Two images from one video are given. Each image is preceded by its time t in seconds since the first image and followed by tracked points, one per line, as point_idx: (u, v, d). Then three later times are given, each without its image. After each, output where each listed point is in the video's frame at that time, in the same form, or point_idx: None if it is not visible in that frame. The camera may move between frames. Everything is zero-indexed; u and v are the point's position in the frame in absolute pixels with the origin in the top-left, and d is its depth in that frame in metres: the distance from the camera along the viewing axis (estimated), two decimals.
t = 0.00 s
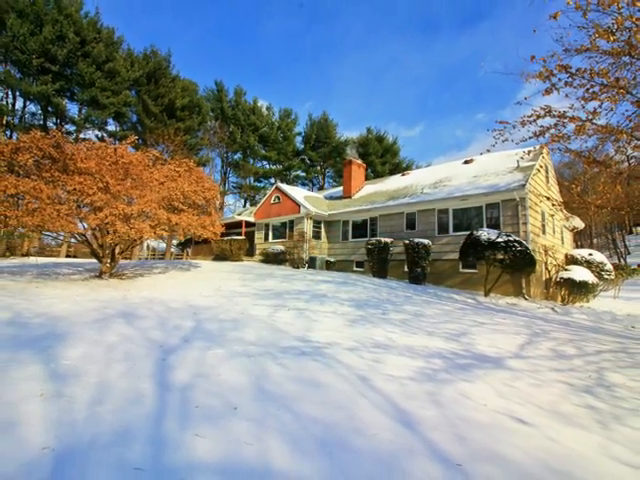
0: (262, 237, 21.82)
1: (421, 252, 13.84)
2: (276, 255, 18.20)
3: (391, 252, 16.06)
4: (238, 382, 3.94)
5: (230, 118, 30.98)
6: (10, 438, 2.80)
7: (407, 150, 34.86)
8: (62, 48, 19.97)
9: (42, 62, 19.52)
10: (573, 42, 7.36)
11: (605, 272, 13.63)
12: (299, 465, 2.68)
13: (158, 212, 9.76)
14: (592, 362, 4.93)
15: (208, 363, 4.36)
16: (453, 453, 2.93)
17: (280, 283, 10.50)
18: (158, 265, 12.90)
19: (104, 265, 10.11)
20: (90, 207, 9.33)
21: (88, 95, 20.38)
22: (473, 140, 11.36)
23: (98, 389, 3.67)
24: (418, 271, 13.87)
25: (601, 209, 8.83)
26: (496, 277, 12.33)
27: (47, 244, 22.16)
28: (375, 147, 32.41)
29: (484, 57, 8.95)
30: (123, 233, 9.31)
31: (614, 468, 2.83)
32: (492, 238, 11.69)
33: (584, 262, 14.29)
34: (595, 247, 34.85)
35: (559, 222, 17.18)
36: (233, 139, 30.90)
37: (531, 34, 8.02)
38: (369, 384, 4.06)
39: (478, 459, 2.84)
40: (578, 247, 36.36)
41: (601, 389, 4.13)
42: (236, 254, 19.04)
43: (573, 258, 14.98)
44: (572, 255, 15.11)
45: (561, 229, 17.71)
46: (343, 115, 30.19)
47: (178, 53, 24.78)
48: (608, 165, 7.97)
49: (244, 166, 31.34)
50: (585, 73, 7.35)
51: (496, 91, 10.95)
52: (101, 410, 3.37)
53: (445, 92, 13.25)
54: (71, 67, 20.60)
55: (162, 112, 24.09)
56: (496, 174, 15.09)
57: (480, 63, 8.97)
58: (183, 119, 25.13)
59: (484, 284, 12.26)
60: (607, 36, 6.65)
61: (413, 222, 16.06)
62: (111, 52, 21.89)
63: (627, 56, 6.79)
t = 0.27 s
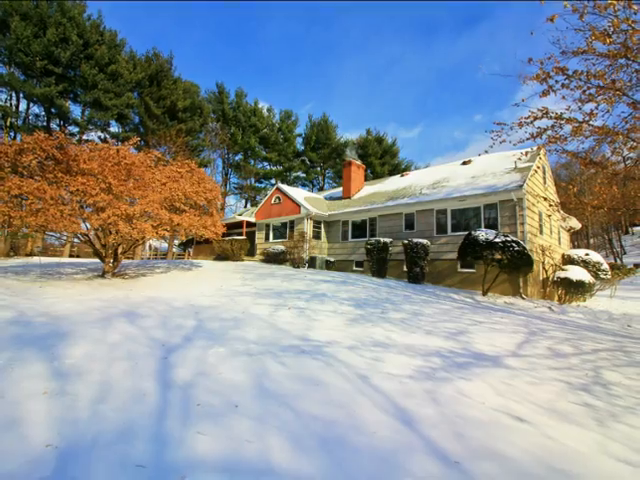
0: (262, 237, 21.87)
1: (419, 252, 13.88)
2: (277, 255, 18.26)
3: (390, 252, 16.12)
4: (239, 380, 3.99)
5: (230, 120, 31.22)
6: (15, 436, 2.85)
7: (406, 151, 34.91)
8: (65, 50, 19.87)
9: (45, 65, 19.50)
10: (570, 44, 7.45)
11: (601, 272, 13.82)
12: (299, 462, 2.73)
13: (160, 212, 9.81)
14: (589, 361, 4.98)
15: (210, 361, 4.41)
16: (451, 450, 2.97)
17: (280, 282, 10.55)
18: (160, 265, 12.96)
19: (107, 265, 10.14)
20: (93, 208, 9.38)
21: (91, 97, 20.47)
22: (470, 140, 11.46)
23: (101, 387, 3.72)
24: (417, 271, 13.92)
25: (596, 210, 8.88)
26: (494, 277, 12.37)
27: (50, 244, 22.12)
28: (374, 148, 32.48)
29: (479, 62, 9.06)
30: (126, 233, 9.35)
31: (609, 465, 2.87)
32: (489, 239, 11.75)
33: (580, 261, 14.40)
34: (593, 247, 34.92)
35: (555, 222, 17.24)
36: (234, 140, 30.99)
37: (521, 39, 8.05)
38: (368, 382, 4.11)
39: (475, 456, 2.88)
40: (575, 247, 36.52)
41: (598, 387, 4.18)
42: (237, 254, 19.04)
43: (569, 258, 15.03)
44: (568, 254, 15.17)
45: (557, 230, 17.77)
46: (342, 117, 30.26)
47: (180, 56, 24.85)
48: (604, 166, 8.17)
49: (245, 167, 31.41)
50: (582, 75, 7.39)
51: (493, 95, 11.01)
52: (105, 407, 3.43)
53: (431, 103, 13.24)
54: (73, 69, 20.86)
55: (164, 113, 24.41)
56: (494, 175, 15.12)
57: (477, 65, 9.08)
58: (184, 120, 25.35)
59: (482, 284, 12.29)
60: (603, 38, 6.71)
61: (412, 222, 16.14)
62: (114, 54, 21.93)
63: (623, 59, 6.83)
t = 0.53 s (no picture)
0: (263, 237, 21.94)
1: (417, 251, 13.92)
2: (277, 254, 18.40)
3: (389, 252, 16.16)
4: (240, 379, 4.04)
5: (232, 121, 30.98)
6: (20, 433, 2.90)
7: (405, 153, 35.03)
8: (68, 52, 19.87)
9: (49, 67, 19.56)
10: (567, 46, 7.54)
11: (597, 272, 13.81)
12: (299, 459, 2.76)
13: (162, 212, 9.87)
14: (586, 359, 5.04)
15: (211, 360, 4.46)
16: (449, 447, 3.01)
17: (280, 282, 10.61)
18: (162, 265, 13.05)
19: (109, 265, 10.19)
20: (96, 208, 9.43)
21: (93, 98, 20.65)
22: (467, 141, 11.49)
23: (104, 386, 3.77)
24: (415, 271, 13.97)
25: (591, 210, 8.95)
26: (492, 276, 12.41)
27: (53, 244, 22.28)
28: (373, 150, 32.64)
29: (477, 65, 9.07)
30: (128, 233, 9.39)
31: (605, 462, 2.92)
32: (487, 239, 11.80)
33: (577, 261, 14.46)
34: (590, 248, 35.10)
35: (553, 222, 17.29)
36: (235, 141, 30.80)
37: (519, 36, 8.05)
38: (368, 381, 4.16)
39: (473, 453, 2.92)
40: (572, 247, 36.66)
41: (595, 385, 4.23)
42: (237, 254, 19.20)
43: (567, 258, 15.10)
44: (566, 254, 15.23)
45: (555, 230, 17.83)
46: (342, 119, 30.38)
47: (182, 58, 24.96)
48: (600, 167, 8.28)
49: (246, 168, 31.54)
50: (579, 77, 7.36)
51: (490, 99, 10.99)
52: (108, 405, 3.47)
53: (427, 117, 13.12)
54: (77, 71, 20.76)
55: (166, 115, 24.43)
56: (492, 175, 15.17)
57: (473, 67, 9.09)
58: (186, 122, 25.51)
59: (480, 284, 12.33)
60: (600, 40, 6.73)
61: (411, 222, 16.19)
62: (117, 56, 22.01)
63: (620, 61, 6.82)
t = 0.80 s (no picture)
0: (264, 237, 22.00)
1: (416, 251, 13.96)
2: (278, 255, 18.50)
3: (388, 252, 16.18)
4: (241, 377, 4.09)
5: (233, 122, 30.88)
6: (27, 430, 2.96)
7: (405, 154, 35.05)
8: (71, 55, 20.15)
9: (52, 69, 19.76)
10: (564, 49, 7.50)
11: (594, 272, 13.83)
12: (300, 456, 2.81)
13: (163, 213, 9.93)
14: (582, 358, 5.09)
15: (212, 358, 4.52)
16: (448, 444, 3.06)
17: (281, 281, 10.68)
18: (163, 265, 13.12)
19: (112, 265, 10.26)
20: (99, 209, 9.49)
21: (96, 100, 20.79)
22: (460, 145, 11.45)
23: (107, 384, 3.82)
24: (414, 271, 13.99)
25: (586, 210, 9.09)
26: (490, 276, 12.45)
27: (57, 244, 22.42)
28: (373, 151, 32.68)
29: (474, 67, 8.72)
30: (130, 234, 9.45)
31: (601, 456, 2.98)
32: (485, 238, 11.84)
33: (574, 261, 14.47)
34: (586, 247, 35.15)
35: (550, 223, 17.30)
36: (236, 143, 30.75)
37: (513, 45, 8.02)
38: (368, 378, 4.21)
39: (471, 451, 2.97)
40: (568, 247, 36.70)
41: (591, 383, 4.28)
42: (238, 254, 19.51)
43: (564, 258, 15.09)
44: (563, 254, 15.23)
45: (552, 230, 17.87)
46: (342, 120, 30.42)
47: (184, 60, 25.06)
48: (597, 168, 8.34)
49: (247, 169, 31.63)
50: (576, 79, 7.48)
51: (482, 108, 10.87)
52: (112, 402, 3.53)
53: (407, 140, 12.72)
54: (80, 74, 20.99)
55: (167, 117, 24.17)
56: (490, 176, 15.22)
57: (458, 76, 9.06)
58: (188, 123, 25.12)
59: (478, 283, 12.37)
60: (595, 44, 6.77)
61: (410, 223, 16.23)
62: (119, 59, 22.11)
63: (616, 63, 6.80)
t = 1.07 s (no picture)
0: (264, 237, 22.07)
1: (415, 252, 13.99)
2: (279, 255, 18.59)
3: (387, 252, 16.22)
4: (242, 376, 4.14)
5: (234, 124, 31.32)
6: (32, 427, 3.01)
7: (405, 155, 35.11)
8: (74, 56, 20.05)
9: (55, 71, 19.64)
10: (561, 51, 7.55)
11: (591, 271, 13.95)
12: (301, 453, 2.85)
13: (166, 213, 9.99)
14: (579, 356, 5.14)
15: (213, 357, 4.56)
16: (446, 442, 3.11)
17: (281, 281, 10.74)
18: (165, 264, 13.18)
19: (114, 265, 10.32)
20: (101, 209, 9.54)
21: (99, 102, 20.83)
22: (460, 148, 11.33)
23: (109, 383, 3.86)
24: (413, 271, 14.04)
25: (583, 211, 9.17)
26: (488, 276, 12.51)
27: (60, 244, 22.53)
28: (373, 152, 32.74)
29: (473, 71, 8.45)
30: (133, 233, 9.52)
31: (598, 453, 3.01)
32: (484, 238, 11.89)
33: (571, 261, 14.52)
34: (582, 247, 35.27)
35: (547, 223, 17.33)
36: (237, 144, 31.06)
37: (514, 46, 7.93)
38: (367, 377, 4.25)
39: (469, 448, 3.01)
40: (565, 247, 36.81)
41: (588, 382, 4.32)
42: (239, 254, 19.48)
43: (560, 258, 15.12)
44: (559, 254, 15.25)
45: (549, 230, 17.92)
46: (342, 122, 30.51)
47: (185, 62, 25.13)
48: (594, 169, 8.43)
49: (248, 170, 31.74)
50: (573, 81, 7.59)
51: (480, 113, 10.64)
52: (114, 401, 3.57)
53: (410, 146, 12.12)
54: (83, 76, 20.96)
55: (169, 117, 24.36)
56: (488, 177, 15.25)
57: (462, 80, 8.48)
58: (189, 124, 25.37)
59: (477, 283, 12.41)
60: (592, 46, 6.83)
61: (409, 223, 16.27)
62: (122, 61, 22.23)
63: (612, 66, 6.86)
